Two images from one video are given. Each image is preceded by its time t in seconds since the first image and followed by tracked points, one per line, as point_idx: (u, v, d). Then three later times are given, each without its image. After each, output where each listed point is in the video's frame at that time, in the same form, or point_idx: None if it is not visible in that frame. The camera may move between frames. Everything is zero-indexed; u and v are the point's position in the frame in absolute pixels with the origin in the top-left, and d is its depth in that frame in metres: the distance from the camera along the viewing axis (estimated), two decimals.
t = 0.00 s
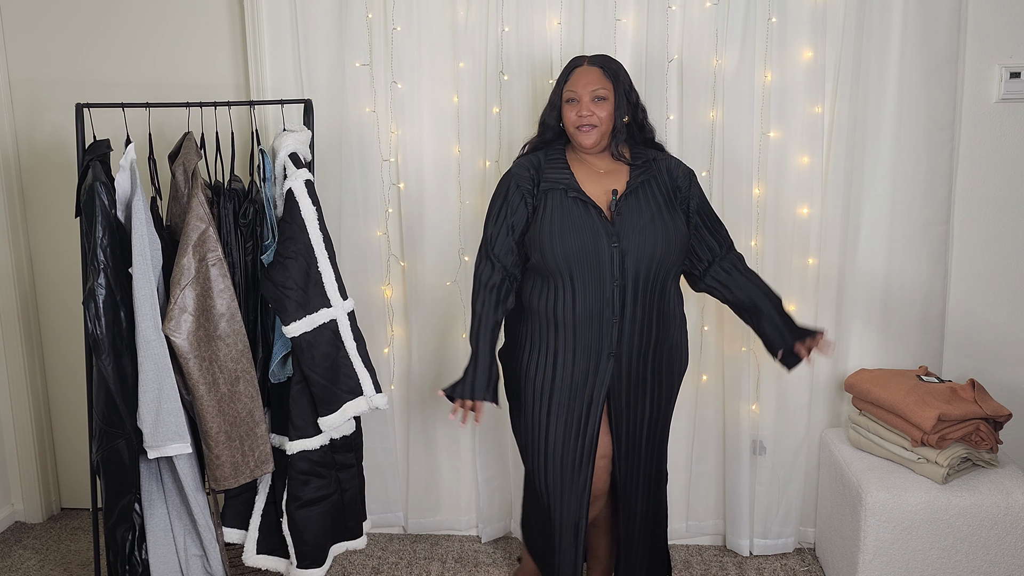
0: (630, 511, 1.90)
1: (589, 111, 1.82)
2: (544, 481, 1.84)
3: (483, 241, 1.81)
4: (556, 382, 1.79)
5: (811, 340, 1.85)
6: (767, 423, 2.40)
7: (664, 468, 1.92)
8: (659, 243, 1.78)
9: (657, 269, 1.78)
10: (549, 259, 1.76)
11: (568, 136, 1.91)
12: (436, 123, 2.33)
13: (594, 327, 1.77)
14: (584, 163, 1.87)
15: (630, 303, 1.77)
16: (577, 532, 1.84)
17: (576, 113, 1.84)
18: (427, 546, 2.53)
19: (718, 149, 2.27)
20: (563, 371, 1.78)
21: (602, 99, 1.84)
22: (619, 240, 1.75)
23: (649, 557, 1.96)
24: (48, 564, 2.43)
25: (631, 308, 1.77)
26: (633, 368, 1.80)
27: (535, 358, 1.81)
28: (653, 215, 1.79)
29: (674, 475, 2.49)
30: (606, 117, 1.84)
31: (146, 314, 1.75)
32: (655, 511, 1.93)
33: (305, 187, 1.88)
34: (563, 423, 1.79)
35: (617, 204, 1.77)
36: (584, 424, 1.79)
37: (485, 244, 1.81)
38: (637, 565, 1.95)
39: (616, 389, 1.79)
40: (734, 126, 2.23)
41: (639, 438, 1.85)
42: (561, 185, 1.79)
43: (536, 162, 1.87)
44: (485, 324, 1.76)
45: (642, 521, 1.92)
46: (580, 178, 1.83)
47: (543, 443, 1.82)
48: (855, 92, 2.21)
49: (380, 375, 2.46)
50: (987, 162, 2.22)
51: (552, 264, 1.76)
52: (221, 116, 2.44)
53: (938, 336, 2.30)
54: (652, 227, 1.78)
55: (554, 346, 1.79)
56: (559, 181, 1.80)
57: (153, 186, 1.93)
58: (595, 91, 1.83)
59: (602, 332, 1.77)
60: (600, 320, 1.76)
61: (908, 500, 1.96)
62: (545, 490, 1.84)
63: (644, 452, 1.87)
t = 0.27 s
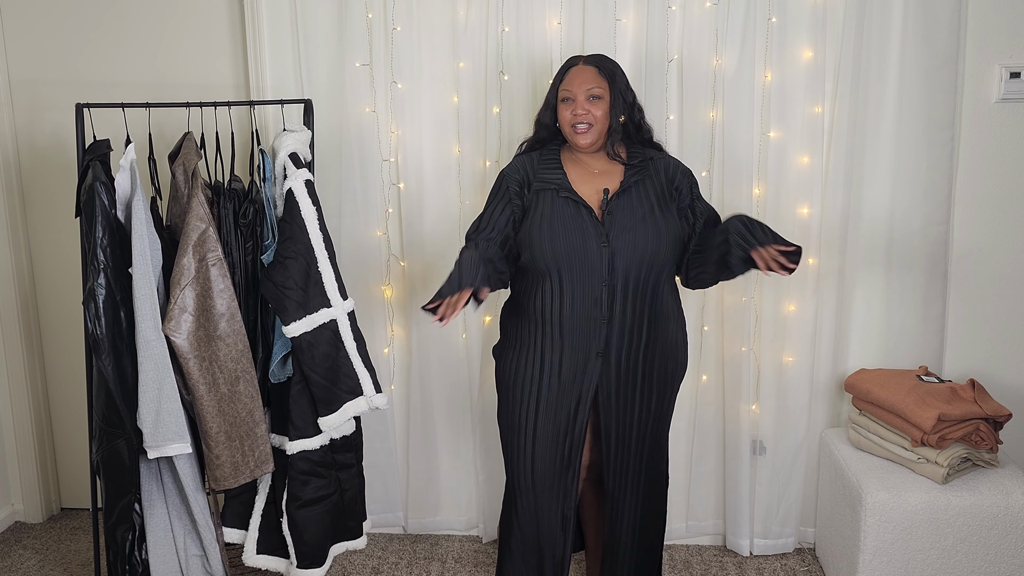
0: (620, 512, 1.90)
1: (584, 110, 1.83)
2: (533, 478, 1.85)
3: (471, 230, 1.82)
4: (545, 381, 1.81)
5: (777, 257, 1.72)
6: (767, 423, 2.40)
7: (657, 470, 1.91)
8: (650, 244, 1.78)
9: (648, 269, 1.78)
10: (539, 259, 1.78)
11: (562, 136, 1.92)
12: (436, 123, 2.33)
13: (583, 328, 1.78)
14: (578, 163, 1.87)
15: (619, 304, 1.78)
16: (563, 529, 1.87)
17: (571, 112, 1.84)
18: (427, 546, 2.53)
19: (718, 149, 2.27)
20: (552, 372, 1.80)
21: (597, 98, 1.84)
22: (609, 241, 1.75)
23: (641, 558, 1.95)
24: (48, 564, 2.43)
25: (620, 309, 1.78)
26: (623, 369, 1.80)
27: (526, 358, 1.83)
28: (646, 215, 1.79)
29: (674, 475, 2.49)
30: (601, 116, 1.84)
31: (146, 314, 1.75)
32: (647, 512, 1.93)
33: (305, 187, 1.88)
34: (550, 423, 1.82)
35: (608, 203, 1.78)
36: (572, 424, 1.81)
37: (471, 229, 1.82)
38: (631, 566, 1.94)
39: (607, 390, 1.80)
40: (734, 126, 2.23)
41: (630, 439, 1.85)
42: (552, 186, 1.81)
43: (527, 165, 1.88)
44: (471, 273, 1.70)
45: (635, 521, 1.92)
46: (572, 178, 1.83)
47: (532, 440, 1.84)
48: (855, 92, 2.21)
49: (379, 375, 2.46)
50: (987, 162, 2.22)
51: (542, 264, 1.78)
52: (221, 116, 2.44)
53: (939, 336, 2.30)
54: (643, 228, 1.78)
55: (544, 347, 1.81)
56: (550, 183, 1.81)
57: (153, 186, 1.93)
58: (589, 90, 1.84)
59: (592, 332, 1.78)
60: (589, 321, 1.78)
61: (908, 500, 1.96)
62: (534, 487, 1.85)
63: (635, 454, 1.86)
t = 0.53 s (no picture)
0: (615, 514, 1.89)
1: (582, 110, 1.82)
2: (528, 478, 1.86)
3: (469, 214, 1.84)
4: (541, 381, 1.81)
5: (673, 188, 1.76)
6: (767, 423, 2.40)
7: (653, 473, 1.91)
8: (647, 245, 1.77)
9: (643, 271, 1.78)
10: (535, 260, 1.79)
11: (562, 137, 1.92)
12: (436, 123, 2.33)
13: (579, 329, 1.78)
14: (578, 164, 1.88)
15: (616, 304, 1.78)
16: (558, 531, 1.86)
17: (570, 112, 1.83)
18: (427, 546, 2.53)
19: (718, 149, 2.27)
20: (549, 372, 1.80)
21: (596, 99, 1.84)
22: (605, 242, 1.75)
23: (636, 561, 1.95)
24: (48, 564, 2.43)
25: (616, 311, 1.78)
26: (619, 371, 1.80)
27: (523, 359, 1.84)
28: (643, 217, 1.78)
29: (674, 475, 2.49)
30: (601, 116, 1.83)
31: (146, 314, 1.75)
32: (642, 513, 1.93)
33: (305, 187, 1.88)
34: (547, 424, 1.81)
35: (606, 205, 1.78)
36: (569, 426, 1.81)
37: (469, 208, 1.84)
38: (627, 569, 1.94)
39: (604, 390, 1.80)
40: (734, 126, 2.22)
41: (625, 442, 1.84)
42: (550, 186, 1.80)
43: (528, 164, 1.90)
44: (486, 235, 1.77)
45: (633, 522, 1.92)
46: (572, 180, 1.84)
47: (527, 439, 1.84)
48: (855, 92, 2.21)
49: (380, 374, 2.46)
50: (987, 162, 2.23)
51: (539, 264, 1.79)
52: (221, 116, 2.44)
53: (939, 336, 2.30)
54: (640, 230, 1.77)
55: (541, 347, 1.81)
56: (548, 183, 1.81)
57: (153, 186, 1.93)
58: (588, 91, 1.83)
59: (588, 334, 1.78)
60: (585, 322, 1.78)
61: (908, 500, 1.96)
62: (528, 487, 1.86)
63: (630, 457, 1.86)
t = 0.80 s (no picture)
0: (616, 516, 1.89)
1: (583, 108, 1.81)
2: (530, 481, 1.85)
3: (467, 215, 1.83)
4: (542, 383, 1.81)
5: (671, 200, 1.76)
6: (767, 423, 2.40)
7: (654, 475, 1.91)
8: (646, 246, 1.77)
9: (643, 272, 1.78)
10: (535, 260, 1.79)
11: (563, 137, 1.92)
12: (436, 123, 2.33)
13: (579, 330, 1.78)
14: (578, 165, 1.88)
15: (616, 305, 1.78)
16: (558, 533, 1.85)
17: (570, 111, 1.83)
18: (427, 546, 2.53)
19: (718, 149, 2.27)
20: (550, 374, 1.80)
21: (596, 97, 1.83)
22: (604, 243, 1.75)
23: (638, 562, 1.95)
24: (48, 564, 2.43)
25: (616, 312, 1.78)
26: (620, 373, 1.80)
27: (524, 360, 1.84)
28: (643, 218, 1.78)
29: (674, 475, 2.49)
30: (601, 115, 1.83)
31: (147, 314, 1.75)
32: (643, 515, 1.93)
33: (305, 187, 1.88)
34: (548, 426, 1.81)
35: (605, 206, 1.78)
36: (570, 427, 1.80)
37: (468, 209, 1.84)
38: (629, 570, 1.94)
39: (604, 392, 1.80)
40: (734, 126, 2.22)
41: (627, 443, 1.84)
42: (551, 186, 1.80)
43: (529, 165, 1.90)
44: (488, 234, 1.76)
45: (634, 523, 1.92)
46: (571, 180, 1.84)
47: (528, 442, 1.84)
48: (855, 93, 2.21)
49: (380, 374, 2.46)
50: (987, 162, 2.22)
51: (538, 265, 1.79)
52: (221, 116, 2.44)
53: (938, 336, 2.30)
54: (639, 231, 1.77)
55: (541, 349, 1.81)
56: (549, 184, 1.81)
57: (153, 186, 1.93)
58: (589, 89, 1.83)
59: (588, 335, 1.78)
60: (585, 323, 1.78)
61: (908, 500, 1.96)
62: (530, 490, 1.85)
63: (632, 458, 1.86)
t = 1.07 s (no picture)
0: (616, 517, 1.89)
1: (584, 110, 1.82)
2: (530, 481, 1.85)
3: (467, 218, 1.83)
4: (543, 383, 1.81)
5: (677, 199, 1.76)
6: (767, 423, 2.40)
7: (656, 476, 1.91)
8: (648, 246, 1.77)
9: (644, 272, 1.78)
10: (537, 260, 1.79)
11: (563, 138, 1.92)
12: (436, 123, 2.33)
13: (580, 330, 1.78)
14: (578, 165, 1.88)
15: (617, 305, 1.78)
16: (559, 534, 1.85)
17: (572, 113, 1.84)
18: (427, 546, 2.53)
19: (718, 149, 2.27)
20: (550, 374, 1.80)
21: (598, 99, 1.84)
22: (606, 244, 1.75)
23: (638, 562, 1.94)
24: (48, 564, 2.43)
25: (618, 313, 1.78)
26: (621, 373, 1.80)
27: (524, 360, 1.84)
28: (644, 219, 1.78)
29: (675, 475, 2.49)
30: (603, 116, 1.84)
31: (147, 314, 1.75)
32: (644, 516, 1.92)
33: (305, 187, 1.88)
34: (549, 426, 1.81)
35: (607, 206, 1.78)
36: (571, 427, 1.81)
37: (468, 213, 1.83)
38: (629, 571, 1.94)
39: (604, 392, 1.80)
40: (734, 126, 2.22)
41: (628, 443, 1.84)
42: (552, 186, 1.81)
43: (530, 165, 1.90)
44: (489, 236, 1.76)
45: (635, 524, 1.92)
46: (572, 181, 1.85)
47: (529, 442, 1.84)
48: (855, 93, 2.21)
49: (380, 374, 2.46)
50: (987, 162, 2.22)
51: (540, 265, 1.79)
52: (221, 116, 2.44)
53: (938, 336, 2.30)
54: (641, 232, 1.77)
55: (542, 349, 1.81)
56: (550, 184, 1.81)
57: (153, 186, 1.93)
58: (590, 91, 1.83)
59: (590, 335, 1.78)
60: (586, 323, 1.78)
61: (908, 500, 1.96)
62: (530, 490, 1.85)
63: (633, 459, 1.86)
